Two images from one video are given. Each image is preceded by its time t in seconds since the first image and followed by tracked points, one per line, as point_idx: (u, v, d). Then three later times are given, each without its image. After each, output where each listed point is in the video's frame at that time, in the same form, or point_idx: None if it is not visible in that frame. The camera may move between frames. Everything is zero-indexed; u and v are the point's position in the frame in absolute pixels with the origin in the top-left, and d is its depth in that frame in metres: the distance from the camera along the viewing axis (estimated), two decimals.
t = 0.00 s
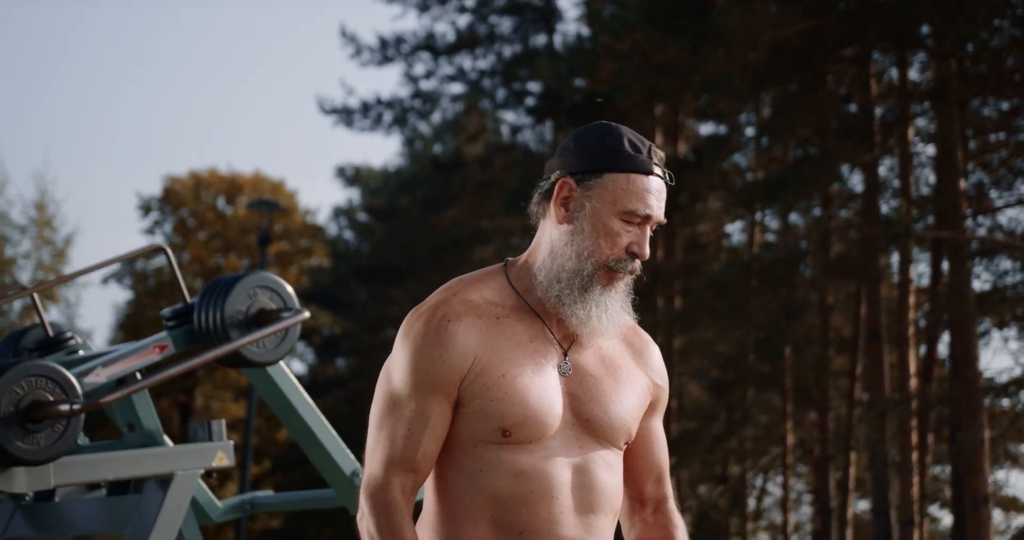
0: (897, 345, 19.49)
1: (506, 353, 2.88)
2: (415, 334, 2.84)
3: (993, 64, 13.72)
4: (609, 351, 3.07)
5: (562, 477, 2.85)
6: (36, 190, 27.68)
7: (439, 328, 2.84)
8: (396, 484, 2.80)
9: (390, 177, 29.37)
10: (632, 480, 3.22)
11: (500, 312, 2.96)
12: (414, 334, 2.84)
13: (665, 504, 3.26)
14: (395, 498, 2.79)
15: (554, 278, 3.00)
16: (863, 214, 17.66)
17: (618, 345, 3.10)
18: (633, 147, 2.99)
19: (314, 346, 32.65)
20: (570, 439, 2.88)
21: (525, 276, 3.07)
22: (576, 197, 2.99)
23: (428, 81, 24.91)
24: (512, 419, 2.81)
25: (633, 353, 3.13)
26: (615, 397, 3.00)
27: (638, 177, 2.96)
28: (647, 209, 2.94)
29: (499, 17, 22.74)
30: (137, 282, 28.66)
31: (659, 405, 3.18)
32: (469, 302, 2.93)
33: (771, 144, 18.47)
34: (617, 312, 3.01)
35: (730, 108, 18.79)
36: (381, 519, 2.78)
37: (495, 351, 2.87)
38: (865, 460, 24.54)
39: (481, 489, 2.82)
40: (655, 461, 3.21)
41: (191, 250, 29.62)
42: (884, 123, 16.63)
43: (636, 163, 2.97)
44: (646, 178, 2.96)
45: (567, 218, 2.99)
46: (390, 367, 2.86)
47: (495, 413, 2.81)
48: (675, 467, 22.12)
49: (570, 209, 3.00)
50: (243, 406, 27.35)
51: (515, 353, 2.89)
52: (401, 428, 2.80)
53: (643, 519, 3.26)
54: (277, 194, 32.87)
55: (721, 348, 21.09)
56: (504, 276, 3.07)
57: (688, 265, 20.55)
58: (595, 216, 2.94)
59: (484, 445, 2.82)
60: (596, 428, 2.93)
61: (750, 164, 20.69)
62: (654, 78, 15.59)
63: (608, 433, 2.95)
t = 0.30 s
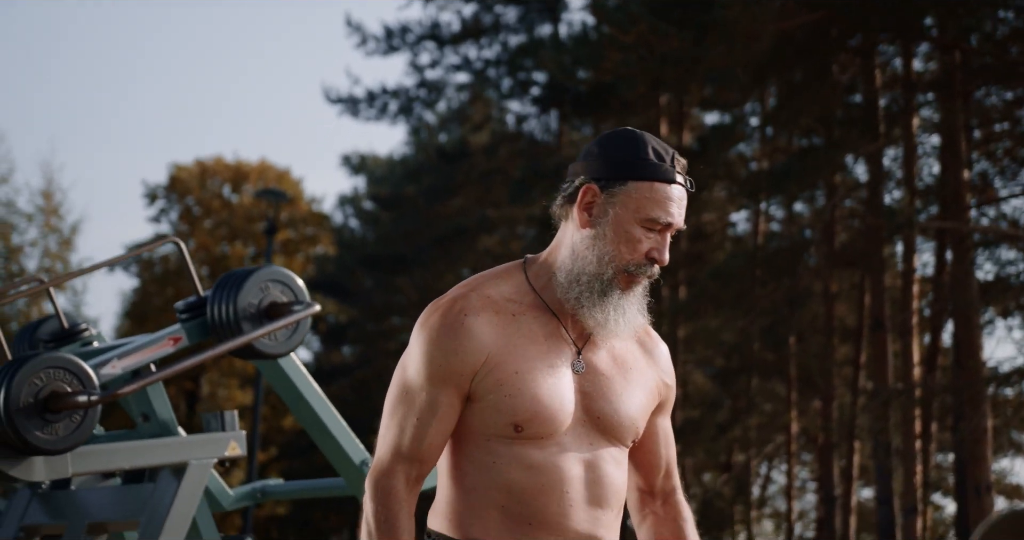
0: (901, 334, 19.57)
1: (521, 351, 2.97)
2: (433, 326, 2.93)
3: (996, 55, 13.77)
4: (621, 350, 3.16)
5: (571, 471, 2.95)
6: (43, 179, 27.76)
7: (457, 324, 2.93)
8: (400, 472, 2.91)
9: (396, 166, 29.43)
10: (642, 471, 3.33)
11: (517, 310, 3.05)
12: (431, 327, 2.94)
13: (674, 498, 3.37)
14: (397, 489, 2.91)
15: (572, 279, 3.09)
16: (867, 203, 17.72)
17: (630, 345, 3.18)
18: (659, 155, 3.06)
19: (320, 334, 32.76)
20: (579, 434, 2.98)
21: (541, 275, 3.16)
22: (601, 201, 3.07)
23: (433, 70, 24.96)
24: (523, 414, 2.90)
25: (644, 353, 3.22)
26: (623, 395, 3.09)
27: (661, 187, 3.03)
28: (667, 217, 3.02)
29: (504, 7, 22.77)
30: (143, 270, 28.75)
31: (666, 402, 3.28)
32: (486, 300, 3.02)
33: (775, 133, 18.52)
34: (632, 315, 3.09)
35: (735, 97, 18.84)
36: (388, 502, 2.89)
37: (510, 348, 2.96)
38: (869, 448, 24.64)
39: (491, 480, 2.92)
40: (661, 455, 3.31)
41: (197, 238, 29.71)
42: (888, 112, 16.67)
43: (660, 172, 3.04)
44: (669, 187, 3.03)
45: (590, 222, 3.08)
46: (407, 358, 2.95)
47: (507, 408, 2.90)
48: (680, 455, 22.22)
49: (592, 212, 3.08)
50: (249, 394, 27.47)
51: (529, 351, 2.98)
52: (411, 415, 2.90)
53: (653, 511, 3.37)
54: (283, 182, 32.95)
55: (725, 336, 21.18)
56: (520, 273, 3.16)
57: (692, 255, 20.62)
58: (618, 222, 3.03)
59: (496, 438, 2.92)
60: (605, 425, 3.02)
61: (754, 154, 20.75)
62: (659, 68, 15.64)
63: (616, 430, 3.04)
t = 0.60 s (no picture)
0: (901, 313, 19.64)
1: (555, 348, 2.92)
2: (471, 310, 2.86)
3: (994, 36, 13.81)
4: (648, 352, 3.10)
5: (593, 466, 2.91)
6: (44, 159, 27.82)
7: (496, 312, 2.87)
8: (419, 448, 2.86)
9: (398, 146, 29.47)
10: (661, 469, 3.28)
11: (556, 304, 2.98)
12: (469, 311, 2.87)
13: (691, 491, 3.31)
14: (414, 466, 2.85)
15: (610, 277, 3.02)
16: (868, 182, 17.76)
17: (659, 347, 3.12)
18: (708, 169, 2.96)
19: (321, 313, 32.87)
20: (604, 432, 2.94)
21: (580, 269, 3.08)
22: (644, 209, 2.97)
23: (435, 51, 25.00)
24: (552, 410, 2.86)
25: (670, 356, 3.15)
26: (649, 397, 3.05)
27: (708, 200, 2.94)
28: (712, 231, 2.94)
29: None
30: (145, 249, 28.86)
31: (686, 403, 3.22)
32: (525, 290, 2.95)
33: (775, 114, 18.56)
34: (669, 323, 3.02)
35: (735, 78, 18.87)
36: (405, 477, 2.84)
37: (544, 342, 2.90)
38: (868, 427, 24.76)
39: (513, 469, 2.88)
40: (677, 453, 3.27)
41: (198, 218, 29.78)
42: (889, 92, 16.69)
43: (708, 185, 2.94)
44: (715, 201, 2.94)
45: (633, 226, 2.97)
46: (439, 341, 2.89)
47: (539, 402, 2.86)
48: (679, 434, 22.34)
49: (637, 218, 2.98)
50: (251, 373, 27.61)
51: (563, 348, 2.92)
52: (439, 394, 2.84)
53: (670, 504, 3.31)
54: (284, 161, 33.00)
55: (724, 317, 21.27)
56: (558, 264, 3.08)
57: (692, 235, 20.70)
58: (662, 231, 2.93)
59: (526, 431, 2.87)
60: (628, 425, 2.98)
61: (755, 133, 20.79)
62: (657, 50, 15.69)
63: (638, 431, 3.00)
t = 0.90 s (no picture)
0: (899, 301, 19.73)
1: (604, 358, 2.98)
2: (529, 308, 2.96)
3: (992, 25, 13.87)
4: (693, 371, 3.15)
5: (628, 476, 2.99)
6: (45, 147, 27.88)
7: (553, 314, 2.95)
8: (461, 433, 2.99)
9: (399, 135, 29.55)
10: (698, 481, 3.35)
11: (610, 314, 3.04)
12: (527, 309, 2.97)
13: (725, 507, 3.40)
14: (453, 447, 2.98)
15: (666, 292, 3.06)
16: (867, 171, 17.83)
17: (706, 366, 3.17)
18: (774, 205, 2.94)
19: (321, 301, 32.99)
20: (642, 443, 3.01)
21: (640, 277, 3.13)
22: (706, 233, 2.96)
23: (435, 40, 25.06)
24: (594, 418, 2.94)
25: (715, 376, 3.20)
26: (690, 415, 3.10)
27: (771, 234, 2.92)
28: (773, 262, 2.93)
29: None
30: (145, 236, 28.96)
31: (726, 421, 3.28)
32: (583, 296, 3.02)
33: (774, 103, 18.63)
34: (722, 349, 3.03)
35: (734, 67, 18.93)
36: (443, 455, 2.97)
37: (593, 352, 2.97)
38: (866, 415, 24.89)
39: (549, 467, 2.98)
40: (713, 466, 3.33)
41: (198, 206, 29.85)
42: (887, 81, 16.76)
43: (773, 220, 2.92)
44: (778, 236, 2.91)
45: (694, 249, 2.98)
46: (495, 337, 2.99)
47: (581, 409, 2.94)
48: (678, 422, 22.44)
49: (698, 245, 2.97)
50: (251, 362, 27.74)
51: (612, 360, 2.99)
52: (487, 383, 2.95)
53: (704, 518, 3.40)
54: (285, 150, 33.08)
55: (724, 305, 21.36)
56: (618, 271, 3.14)
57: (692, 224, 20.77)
58: (721, 259, 2.93)
59: (566, 433, 2.96)
60: (667, 440, 3.03)
61: (754, 123, 20.86)
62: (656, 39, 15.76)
63: (676, 446, 3.06)
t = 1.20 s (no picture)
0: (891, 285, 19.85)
1: (644, 359, 3.04)
2: (578, 300, 3.06)
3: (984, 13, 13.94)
4: (729, 385, 3.20)
5: (650, 472, 3.05)
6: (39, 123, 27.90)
7: (600, 309, 3.05)
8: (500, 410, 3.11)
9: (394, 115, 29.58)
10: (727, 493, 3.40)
11: (656, 318, 3.11)
12: (578, 300, 3.07)
13: (757, 522, 3.43)
14: (494, 422, 3.10)
15: (713, 304, 3.11)
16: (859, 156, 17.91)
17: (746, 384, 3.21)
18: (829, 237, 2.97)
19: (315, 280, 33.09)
20: (668, 446, 3.06)
21: (693, 284, 3.18)
22: (759, 256, 3.00)
23: (431, 20, 25.09)
24: (623, 408, 3.00)
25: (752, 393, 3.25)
26: (720, 425, 3.15)
27: (822, 264, 2.95)
28: (817, 292, 2.98)
29: None
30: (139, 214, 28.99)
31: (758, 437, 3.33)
32: (630, 297, 3.10)
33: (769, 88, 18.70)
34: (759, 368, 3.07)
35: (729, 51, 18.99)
36: (486, 430, 3.09)
37: (634, 352, 3.04)
38: (856, 398, 25.06)
39: (575, 451, 3.05)
40: (745, 480, 3.37)
41: (193, 184, 29.87)
42: (881, 67, 16.83)
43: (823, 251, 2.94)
44: (826, 266, 2.94)
45: (745, 267, 3.02)
46: (546, 323, 3.09)
47: (615, 402, 3.01)
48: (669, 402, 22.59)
49: (750, 266, 3.01)
50: (244, 339, 27.88)
51: (652, 362, 3.05)
52: (532, 365, 3.08)
53: (738, 534, 3.43)
54: (280, 128, 33.11)
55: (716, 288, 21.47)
56: (672, 278, 3.20)
57: (685, 207, 20.86)
58: (771, 282, 2.97)
59: (598, 424, 3.03)
60: (690, 443, 3.08)
61: (748, 107, 20.94)
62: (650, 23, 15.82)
63: (699, 452, 3.11)
